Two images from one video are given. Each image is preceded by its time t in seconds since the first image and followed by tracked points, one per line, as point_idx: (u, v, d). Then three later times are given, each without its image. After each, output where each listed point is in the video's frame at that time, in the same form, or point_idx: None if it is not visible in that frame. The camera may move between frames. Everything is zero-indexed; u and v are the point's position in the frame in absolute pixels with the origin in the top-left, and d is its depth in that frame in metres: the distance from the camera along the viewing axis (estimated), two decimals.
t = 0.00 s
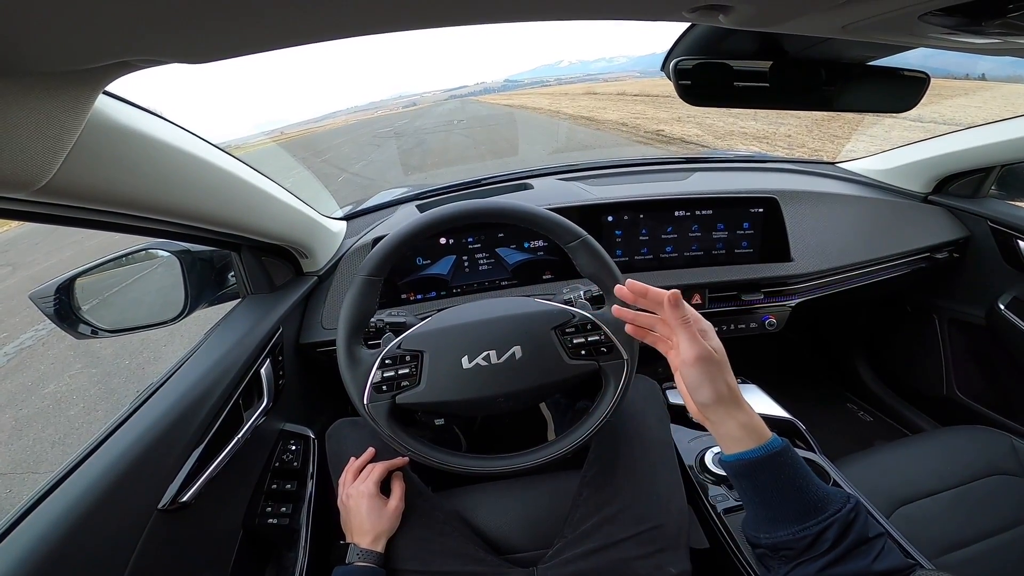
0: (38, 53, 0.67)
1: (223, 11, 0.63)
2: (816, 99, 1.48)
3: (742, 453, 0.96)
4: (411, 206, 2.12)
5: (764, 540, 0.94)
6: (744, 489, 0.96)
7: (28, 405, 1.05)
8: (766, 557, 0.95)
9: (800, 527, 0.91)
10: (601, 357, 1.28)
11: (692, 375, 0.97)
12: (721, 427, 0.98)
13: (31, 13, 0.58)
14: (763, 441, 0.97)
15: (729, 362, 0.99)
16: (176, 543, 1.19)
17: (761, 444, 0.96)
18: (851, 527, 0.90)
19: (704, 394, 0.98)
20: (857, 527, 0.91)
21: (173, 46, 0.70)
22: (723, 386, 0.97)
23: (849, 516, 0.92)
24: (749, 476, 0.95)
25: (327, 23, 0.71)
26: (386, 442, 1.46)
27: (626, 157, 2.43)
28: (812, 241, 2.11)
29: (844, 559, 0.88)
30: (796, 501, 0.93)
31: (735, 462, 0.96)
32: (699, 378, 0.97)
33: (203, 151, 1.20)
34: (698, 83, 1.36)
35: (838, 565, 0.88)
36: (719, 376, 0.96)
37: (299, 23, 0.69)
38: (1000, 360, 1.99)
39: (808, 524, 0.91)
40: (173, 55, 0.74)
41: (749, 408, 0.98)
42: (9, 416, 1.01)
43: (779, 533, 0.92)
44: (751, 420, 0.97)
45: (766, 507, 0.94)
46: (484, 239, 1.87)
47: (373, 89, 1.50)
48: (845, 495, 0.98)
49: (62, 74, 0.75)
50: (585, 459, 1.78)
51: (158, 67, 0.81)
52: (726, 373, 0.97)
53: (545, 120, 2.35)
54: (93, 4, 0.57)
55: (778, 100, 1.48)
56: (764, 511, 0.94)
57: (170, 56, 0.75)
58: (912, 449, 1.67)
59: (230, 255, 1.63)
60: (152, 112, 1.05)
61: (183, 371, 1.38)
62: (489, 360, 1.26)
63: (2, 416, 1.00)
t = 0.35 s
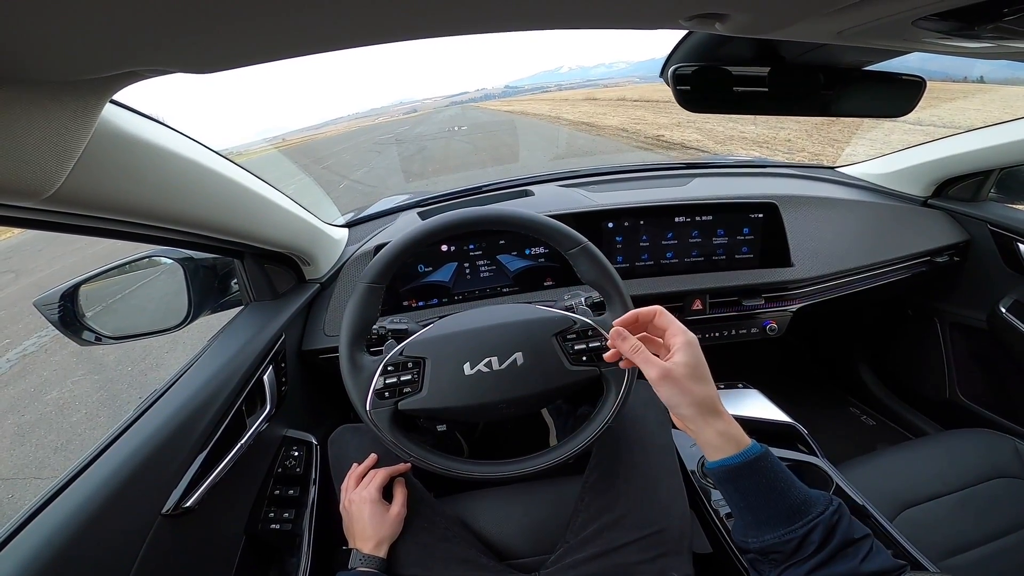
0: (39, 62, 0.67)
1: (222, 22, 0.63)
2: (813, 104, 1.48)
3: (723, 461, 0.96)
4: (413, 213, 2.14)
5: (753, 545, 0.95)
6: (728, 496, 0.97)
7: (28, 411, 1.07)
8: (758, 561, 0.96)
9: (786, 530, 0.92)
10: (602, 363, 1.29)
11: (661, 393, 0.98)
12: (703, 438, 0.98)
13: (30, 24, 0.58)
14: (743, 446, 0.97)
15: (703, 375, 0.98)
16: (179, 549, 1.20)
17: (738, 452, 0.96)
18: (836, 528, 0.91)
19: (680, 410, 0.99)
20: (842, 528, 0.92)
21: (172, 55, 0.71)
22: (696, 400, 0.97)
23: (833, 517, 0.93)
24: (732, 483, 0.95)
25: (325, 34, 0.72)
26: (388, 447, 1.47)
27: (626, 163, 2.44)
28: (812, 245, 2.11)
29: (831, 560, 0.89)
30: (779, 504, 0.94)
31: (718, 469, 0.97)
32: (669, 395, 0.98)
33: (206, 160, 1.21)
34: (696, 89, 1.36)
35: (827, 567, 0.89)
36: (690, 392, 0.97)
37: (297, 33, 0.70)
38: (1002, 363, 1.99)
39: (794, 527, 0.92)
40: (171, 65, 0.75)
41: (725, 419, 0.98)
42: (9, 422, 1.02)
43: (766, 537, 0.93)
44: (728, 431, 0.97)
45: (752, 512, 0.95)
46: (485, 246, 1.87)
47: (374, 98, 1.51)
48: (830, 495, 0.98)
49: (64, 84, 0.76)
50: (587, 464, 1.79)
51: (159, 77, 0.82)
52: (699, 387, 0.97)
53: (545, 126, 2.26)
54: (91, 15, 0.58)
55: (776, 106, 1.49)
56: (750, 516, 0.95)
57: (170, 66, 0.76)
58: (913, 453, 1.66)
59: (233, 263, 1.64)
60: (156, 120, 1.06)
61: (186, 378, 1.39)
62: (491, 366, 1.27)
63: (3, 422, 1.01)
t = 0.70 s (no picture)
0: (37, 67, 0.68)
1: (221, 28, 0.64)
2: (808, 106, 1.49)
3: (702, 436, 1.00)
4: (410, 216, 2.15)
5: (742, 521, 1.00)
6: (715, 473, 1.01)
7: (26, 415, 1.06)
8: (748, 536, 1.01)
9: (773, 507, 0.97)
10: (598, 364, 1.30)
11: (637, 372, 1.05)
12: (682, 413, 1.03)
13: (28, 28, 0.58)
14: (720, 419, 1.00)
15: (670, 351, 1.03)
16: (178, 551, 1.20)
17: (715, 425, 1.00)
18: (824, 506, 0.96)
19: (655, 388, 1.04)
20: (826, 503, 0.97)
21: (171, 60, 0.71)
22: (668, 376, 1.02)
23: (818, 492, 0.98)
24: (718, 459, 0.99)
25: (322, 40, 0.73)
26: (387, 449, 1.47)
27: (623, 164, 2.44)
28: (808, 246, 2.12)
29: (819, 536, 0.95)
30: (766, 481, 0.98)
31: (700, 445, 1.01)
32: (642, 374, 1.04)
33: (205, 163, 1.21)
34: (692, 91, 1.37)
35: (814, 543, 0.95)
36: (659, 367, 1.02)
37: (295, 38, 0.70)
38: (996, 362, 2.00)
39: (780, 504, 0.97)
40: (168, 70, 0.75)
41: (701, 392, 1.01)
42: (7, 425, 1.02)
43: (754, 514, 0.98)
44: (703, 403, 1.01)
45: (739, 489, 0.99)
46: (482, 249, 1.88)
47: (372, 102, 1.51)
48: (816, 468, 1.03)
49: (62, 89, 0.76)
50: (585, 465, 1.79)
51: (159, 81, 0.82)
52: (668, 363, 1.02)
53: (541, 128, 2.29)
54: (90, 19, 0.58)
55: (772, 107, 1.49)
56: (739, 493, 0.99)
57: (167, 71, 0.76)
58: (909, 452, 1.68)
59: (231, 266, 1.64)
60: (156, 124, 1.06)
61: (185, 380, 1.39)
62: (488, 367, 1.28)
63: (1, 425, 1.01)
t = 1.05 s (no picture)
0: (25, 72, 0.67)
1: (210, 32, 0.64)
2: (798, 101, 1.50)
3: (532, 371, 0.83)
4: (404, 217, 2.16)
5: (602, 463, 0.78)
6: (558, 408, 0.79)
7: (21, 421, 1.06)
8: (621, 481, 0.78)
9: (615, 444, 0.74)
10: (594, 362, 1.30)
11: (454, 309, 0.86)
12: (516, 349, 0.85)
13: (15, 34, 0.58)
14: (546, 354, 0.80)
15: (468, 293, 0.82)
16: (177, 555, 1.20)
17: (540, 361, 0.80)
18: (672, 436, 0.72)
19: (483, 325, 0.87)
20: (675, 432, 0.72)
21: (158, 63, 0.71)
22: (481, 317, 0.83)
23: (665, 418, 0.73)
24: (552, 396, 0.79)
25: (311, 42, 0.73)
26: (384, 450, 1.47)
27: (616, 162, 2.45)
28: (801, 241, 2.13)
29: (676, 477, 0.71)
30: (602, 412, 0.75)
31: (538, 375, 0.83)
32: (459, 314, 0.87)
33: (197, 167, 1.21)
34: (683, 88, 1.38)
35: (672, 485, 0.71)
36: (467, 311, 0.83)
37: (284, 40, 0.70)
38: (990, 353, 2.02)
39: (623, 439, 0.73)
40: (159, 73, 0.75)
41: (523, 326, 0.82)
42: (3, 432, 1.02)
43: (605, 455, 0.75)
44: (526, 339, 0.81)
45: (584, 425, 0.77)
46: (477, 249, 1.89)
47: (364, 103, 1.51)
48: (678, 386, 0.77)
49: (51, 94, 0.76)
50: (582, 463, 1.79)
51: (150, 85, 0.82)
52: (480, 305, 0.82)
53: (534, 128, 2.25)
54: (79, 25, 0.58)
55: (763, 103, 1.50)
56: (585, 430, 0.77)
57: (158, 75, 0.76)
58: (904, 445, 1.69)
59: (225, 269, 1.64)
60: (148, 128, 1.06)
61: (181, 384, 1.39)
62: (484, 367, 1.28)
63: None
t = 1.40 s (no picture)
0: (30, 69, 0.67)
1: (214, 31, 0.64)
2: (798, 107, 1.50)
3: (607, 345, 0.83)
4: (405, 217, 2.16)
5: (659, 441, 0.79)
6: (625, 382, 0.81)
7: (17, 418, 1.07)
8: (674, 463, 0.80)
9: (681, 423, 0.75)
10: (591, 364, 1.32)
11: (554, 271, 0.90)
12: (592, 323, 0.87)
13: (19, 32, 0.58)
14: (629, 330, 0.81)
15: (574, 257, 0.85)
16: (173, 554, 1.20)
17: (619, 338, 0.81)
18: (740, 422, 0.73)
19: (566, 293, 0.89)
20: (743, 419, 0.73)
21: (165, 62, 0.71)
22: (571, 283, 0.86)
23: (734, 404, 0.74)
24: (621, 368, 0.80)
25: (314, 43, 0.73)
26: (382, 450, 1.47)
27: (617, 165, 2.45)
28: (801, 246, 2.14)
29: (736, 463, 0.72)
30: (671, 390, 0.76)
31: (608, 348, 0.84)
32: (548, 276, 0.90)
33: (199, 166, 1.21)
34: (684, 92, 1.38)
35: (732, 471, 0.72)
36: (565, 276, 0.86)
37: (284, 40, 0.70)
38: (988, 360, 2.02)
39: (689, 419, 0.75)
40: (162, 73, 0.75)
41: (610, 303, 0.83)
42: None
43: (666, 433, 0.77)
44: (609, 314, 0.83)
45: (650, 402, 0.78)
46: (477, 250, 1.88)
47: (366, 103, 1.51)
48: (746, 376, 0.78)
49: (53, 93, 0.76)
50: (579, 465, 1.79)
51: (154, 84, 0.83)
52: (575, 272, 0.85)
53: (535, 129, 2.28)
54: (82, 22, 0.58)
55: (764, 108, 1.50)
56: (648, 406, 0.79)
57: (161, 74, 0.76)
58: (901, 450, 1.69)
59: (225, 268, 1.64)
60: (150, 126, 1.06)
61: (179, 382, 1.39)
62: (482, 369, 1.28)
63: None
